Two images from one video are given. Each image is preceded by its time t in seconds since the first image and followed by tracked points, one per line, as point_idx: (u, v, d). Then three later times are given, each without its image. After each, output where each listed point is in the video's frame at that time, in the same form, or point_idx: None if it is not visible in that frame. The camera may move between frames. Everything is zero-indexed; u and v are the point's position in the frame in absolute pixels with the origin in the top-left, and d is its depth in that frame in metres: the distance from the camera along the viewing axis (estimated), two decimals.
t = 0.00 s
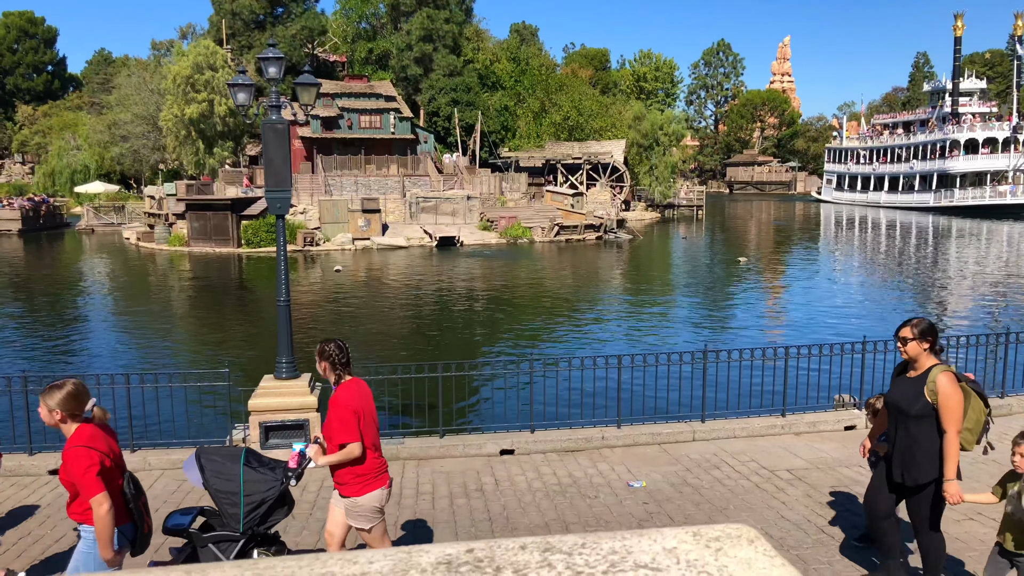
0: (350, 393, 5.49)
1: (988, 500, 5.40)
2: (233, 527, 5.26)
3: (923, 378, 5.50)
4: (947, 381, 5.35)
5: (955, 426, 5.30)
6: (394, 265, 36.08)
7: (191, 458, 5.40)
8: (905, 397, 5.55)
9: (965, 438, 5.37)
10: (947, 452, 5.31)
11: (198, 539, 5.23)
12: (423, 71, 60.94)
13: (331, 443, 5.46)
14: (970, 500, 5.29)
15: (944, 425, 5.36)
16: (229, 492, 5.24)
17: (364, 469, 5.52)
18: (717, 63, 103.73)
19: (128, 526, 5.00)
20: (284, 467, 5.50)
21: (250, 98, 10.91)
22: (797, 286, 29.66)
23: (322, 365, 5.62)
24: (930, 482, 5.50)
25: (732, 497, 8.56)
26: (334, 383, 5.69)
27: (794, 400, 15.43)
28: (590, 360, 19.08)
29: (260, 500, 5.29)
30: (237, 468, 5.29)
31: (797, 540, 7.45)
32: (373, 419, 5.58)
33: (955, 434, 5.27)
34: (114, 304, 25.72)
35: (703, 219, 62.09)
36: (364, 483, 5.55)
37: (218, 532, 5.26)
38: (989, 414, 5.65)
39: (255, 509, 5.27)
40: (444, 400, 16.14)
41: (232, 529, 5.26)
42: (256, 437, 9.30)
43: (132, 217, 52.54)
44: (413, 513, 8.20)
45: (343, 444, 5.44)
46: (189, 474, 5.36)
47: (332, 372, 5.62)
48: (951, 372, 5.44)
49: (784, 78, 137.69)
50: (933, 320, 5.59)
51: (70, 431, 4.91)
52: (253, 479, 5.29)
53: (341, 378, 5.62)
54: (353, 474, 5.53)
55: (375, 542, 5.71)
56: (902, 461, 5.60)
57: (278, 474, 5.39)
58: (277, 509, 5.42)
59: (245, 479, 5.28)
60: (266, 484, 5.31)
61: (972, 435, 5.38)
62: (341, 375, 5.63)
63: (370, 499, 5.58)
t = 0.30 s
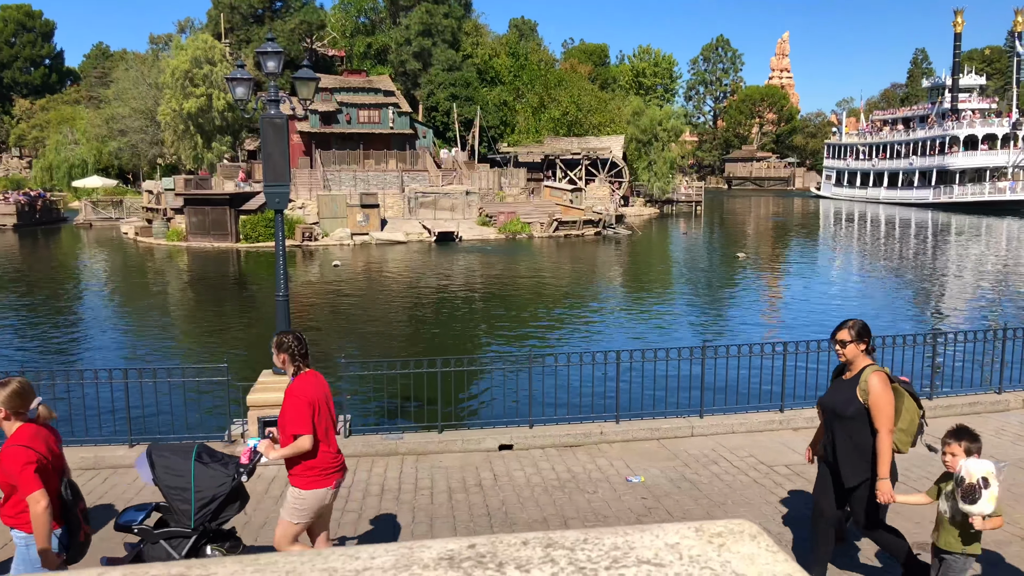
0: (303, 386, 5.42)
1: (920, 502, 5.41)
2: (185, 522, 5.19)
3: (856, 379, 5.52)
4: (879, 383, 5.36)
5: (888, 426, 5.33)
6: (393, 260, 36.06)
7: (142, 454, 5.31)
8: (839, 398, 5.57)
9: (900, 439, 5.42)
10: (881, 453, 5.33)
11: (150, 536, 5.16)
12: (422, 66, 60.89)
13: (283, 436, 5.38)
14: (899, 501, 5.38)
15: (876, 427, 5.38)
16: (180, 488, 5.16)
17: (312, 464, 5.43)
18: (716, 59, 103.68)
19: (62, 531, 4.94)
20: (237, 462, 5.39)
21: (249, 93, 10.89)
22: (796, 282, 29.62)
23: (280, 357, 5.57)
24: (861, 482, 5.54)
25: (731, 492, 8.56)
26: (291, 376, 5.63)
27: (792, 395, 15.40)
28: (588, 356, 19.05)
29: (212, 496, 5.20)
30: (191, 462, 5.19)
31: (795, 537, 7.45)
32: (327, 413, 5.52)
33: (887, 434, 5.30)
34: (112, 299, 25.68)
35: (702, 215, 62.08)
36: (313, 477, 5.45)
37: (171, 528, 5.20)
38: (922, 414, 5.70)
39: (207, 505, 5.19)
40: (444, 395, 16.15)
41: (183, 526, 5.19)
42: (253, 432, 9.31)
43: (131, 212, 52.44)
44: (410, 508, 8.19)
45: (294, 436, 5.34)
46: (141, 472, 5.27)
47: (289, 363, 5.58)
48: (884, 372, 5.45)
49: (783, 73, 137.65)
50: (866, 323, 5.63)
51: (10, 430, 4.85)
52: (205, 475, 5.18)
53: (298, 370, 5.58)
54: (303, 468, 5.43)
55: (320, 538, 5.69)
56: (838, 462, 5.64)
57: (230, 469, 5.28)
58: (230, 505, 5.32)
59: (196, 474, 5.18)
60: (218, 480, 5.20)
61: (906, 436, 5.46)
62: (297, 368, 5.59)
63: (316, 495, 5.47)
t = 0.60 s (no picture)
0: (250, 392, 5.42)
1: (851, 500, 5.57)
2: (124, 522, 5.21)
3: (796, 377, 5.62)
4: (819, 377, 5.50)
5: (826, 421, 5.49)
6: (388, 258, 36.02)
7: (82, 455, 5.31)
8: (775, 395, 5.67)
9: (838, 430, 5.55)
10: (817, 446, 5.48)
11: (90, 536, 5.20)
12: (417, 65, 60.90)
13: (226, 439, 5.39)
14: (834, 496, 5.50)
15: (815, 421, 5.53)
16: (119, 488, 5.18)
17: (258, 468, 5.45)
18: (711, 59, 103.89)
19: None
20: (178, 461, 5.36)
21: (245, 91, 10.87)
22: (791, 282, 29.66)
23: (231, 363, 5.53)
24: (800, 478, 5.66)
25: (724, 491, 8.60)
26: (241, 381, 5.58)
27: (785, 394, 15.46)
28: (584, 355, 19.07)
29: (151, 496, 5.23)
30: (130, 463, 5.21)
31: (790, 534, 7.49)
32: (274, 418, 5.55)
33: (824, 428, 5.45)
34: (106, 296, 25.59)
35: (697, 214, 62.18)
36: (258, 481, 5.47)
37: (111, 528, 5.23)
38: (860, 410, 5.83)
39: (147, 505, 5.22)
40: (439, 394, 16.15)
41: (123, 526, 5.23)
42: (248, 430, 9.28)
43: (124, 209, 52.25)
44: (406, 507, 8.19)
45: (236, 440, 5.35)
46: (80, 472, 5.29)
47: (238, 368, 5.52)
48: (826, 368, 5.59)
49: (778, 73, 137.98)
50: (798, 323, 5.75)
51: None
52: (142, 475, 5.21)
53: (248, 376, 5.55)
54: (247, 473, 5.47)
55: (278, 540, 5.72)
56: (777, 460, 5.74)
57: (170, 469, 5.29)
58: (170, 504, 5.34)
59: (135, 475, 5.20)
60: (158, 481, 5.22)
61: (846, 427, 5.57)
62: (247, 372, 5.55)
63: (261, 499, 5.49)
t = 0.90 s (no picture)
0: (196, 387, 5.41)
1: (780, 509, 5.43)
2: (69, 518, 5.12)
3: (738, 385, 5.51)
4: (758, 389, 5.38)
5: (768, 432, 5.39)
6: (387, 256, 35.96)
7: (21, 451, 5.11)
8: (719, 401, 5.58)
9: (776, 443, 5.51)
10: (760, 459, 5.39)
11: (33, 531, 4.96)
12: (417, 62, 60.80)
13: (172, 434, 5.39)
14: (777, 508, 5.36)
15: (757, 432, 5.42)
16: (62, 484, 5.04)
17: (202, 460, 5.50)
18: (711, 57, 103.75)
19: None
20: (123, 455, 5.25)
21: (243, 86, 10.81)
22: (791, 282, 29.57)
23: (175, 355, 5.46)
24: (743, 485, 5.61)
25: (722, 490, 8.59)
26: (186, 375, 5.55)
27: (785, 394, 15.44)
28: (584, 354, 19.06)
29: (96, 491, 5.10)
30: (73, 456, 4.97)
31: (788, 534, 7.49)
32: (219, 410, 5.55)
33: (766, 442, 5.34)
34: (105, 292, 25.56)
35: (697, 213, 62.15)
36: (207, 474, 5.53)
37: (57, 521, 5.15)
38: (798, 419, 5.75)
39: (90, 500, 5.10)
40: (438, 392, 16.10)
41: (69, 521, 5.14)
42: (247, 427, 9.26)
43: (123, 205, 52.17)
44: (405, 504, 8.17)
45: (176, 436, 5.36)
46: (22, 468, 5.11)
47: (183, 363, 5.47)
48: (766, 378, 5.47)
49: (779, 73, 137.83)
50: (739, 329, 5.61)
51: None
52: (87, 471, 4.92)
53: (193, 370, 5.50)
54: (196, 466, 5.51)
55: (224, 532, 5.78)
56: (716, 463, 5.70)
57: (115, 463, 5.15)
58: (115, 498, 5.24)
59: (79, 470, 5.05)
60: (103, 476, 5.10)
61: (780, 441, 5.52)
62: (193, 367, 5.50)
63: (210, 493, 5.55)
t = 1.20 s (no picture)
0: (142, 385, 5.46)
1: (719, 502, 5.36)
2: (15, 522, 4.96)
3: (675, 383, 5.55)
4: (695, 385, 5.37)
5: (700, 429, 5.35)
6: (387, 255, 35.96)
7: None
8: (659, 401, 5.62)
9: (715, 439, 5.48)
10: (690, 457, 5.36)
11: None
12: (417, 61, 60.78)
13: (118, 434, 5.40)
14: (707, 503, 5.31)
15: (691, 429, 5.40)
16: (7, 487, 4.87)
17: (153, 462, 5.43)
18: (711, 56, 103.66)
19: None
20: (73, 458, 5.10)
21: (243, 86, 10.82)
22: (792, 281, 29.52)
23: (123, 357, 5.58)
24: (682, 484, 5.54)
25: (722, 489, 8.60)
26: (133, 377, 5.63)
27: (784, 393, 15.45)
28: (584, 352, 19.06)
29: (42, 495, 4.93)
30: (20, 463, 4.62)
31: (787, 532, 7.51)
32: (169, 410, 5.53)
33: (697, 438, 5.31)
34: (106, 292, 25.62)
35: (697, 212, 62.15)
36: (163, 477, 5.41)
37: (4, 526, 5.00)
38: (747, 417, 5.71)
39: (36, 504, 4.93)
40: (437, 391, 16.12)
41: (16, 526, 4.98)
42: (247, 427, 9.30)
43: (124, 205, 52.24)
44: (405, 504, 8.19)
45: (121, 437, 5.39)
46: None
47: (131, 364, 5.58)
48: (705, 376, 5.45)
49: (780, 71, 137.65)
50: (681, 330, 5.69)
51: None
52: (34, 473, 4.90)
53: (141, 370, 5.60)
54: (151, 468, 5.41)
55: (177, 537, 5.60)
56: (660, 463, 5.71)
57: (64, 466, 4.99)
58: (63, 502, 5.04)
59: (24, 473, 4.89)
60: (50, 478, 4.93)
61: (723, 437, 5.49)
62: (141, 368, 5.61)
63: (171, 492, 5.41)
